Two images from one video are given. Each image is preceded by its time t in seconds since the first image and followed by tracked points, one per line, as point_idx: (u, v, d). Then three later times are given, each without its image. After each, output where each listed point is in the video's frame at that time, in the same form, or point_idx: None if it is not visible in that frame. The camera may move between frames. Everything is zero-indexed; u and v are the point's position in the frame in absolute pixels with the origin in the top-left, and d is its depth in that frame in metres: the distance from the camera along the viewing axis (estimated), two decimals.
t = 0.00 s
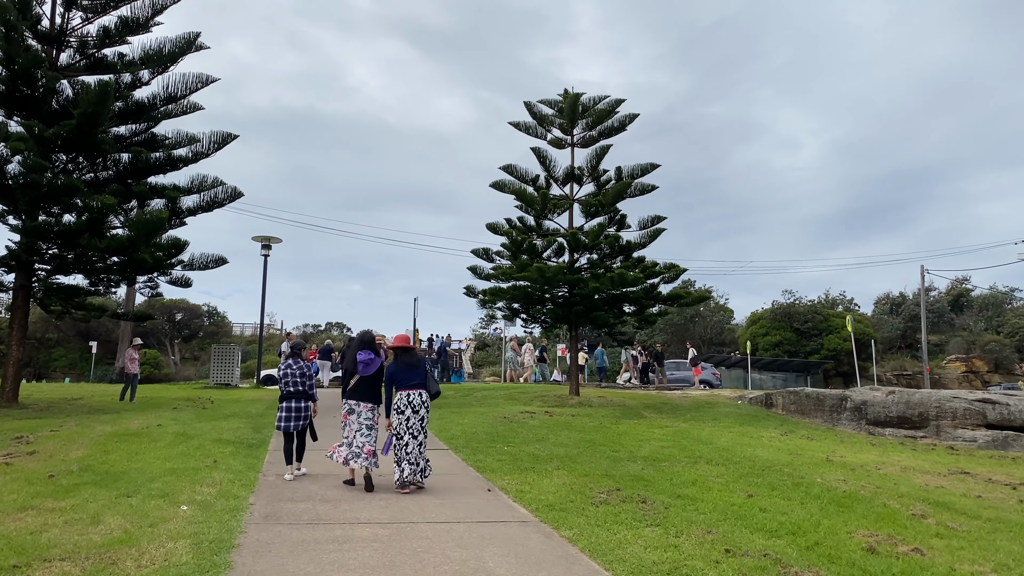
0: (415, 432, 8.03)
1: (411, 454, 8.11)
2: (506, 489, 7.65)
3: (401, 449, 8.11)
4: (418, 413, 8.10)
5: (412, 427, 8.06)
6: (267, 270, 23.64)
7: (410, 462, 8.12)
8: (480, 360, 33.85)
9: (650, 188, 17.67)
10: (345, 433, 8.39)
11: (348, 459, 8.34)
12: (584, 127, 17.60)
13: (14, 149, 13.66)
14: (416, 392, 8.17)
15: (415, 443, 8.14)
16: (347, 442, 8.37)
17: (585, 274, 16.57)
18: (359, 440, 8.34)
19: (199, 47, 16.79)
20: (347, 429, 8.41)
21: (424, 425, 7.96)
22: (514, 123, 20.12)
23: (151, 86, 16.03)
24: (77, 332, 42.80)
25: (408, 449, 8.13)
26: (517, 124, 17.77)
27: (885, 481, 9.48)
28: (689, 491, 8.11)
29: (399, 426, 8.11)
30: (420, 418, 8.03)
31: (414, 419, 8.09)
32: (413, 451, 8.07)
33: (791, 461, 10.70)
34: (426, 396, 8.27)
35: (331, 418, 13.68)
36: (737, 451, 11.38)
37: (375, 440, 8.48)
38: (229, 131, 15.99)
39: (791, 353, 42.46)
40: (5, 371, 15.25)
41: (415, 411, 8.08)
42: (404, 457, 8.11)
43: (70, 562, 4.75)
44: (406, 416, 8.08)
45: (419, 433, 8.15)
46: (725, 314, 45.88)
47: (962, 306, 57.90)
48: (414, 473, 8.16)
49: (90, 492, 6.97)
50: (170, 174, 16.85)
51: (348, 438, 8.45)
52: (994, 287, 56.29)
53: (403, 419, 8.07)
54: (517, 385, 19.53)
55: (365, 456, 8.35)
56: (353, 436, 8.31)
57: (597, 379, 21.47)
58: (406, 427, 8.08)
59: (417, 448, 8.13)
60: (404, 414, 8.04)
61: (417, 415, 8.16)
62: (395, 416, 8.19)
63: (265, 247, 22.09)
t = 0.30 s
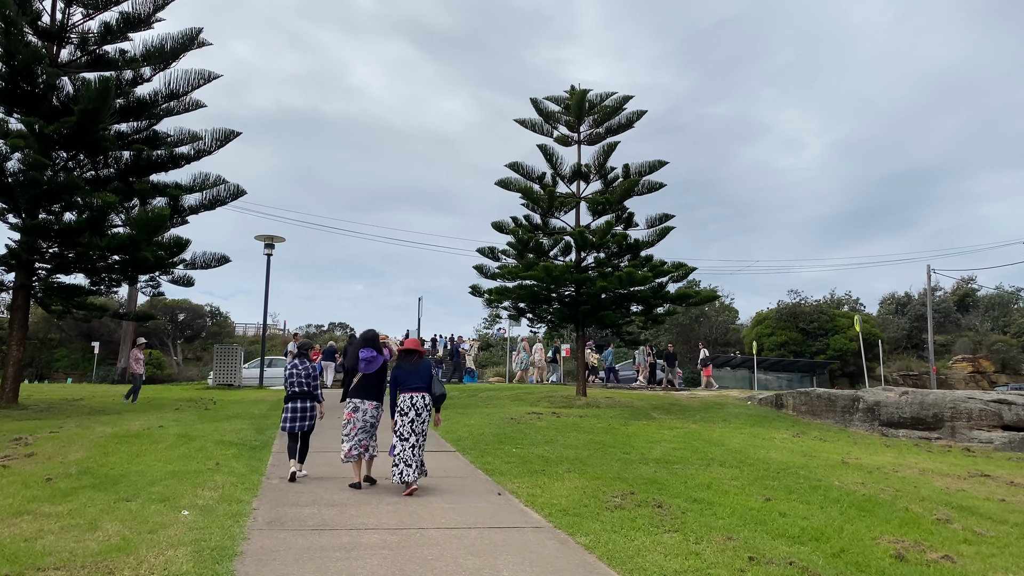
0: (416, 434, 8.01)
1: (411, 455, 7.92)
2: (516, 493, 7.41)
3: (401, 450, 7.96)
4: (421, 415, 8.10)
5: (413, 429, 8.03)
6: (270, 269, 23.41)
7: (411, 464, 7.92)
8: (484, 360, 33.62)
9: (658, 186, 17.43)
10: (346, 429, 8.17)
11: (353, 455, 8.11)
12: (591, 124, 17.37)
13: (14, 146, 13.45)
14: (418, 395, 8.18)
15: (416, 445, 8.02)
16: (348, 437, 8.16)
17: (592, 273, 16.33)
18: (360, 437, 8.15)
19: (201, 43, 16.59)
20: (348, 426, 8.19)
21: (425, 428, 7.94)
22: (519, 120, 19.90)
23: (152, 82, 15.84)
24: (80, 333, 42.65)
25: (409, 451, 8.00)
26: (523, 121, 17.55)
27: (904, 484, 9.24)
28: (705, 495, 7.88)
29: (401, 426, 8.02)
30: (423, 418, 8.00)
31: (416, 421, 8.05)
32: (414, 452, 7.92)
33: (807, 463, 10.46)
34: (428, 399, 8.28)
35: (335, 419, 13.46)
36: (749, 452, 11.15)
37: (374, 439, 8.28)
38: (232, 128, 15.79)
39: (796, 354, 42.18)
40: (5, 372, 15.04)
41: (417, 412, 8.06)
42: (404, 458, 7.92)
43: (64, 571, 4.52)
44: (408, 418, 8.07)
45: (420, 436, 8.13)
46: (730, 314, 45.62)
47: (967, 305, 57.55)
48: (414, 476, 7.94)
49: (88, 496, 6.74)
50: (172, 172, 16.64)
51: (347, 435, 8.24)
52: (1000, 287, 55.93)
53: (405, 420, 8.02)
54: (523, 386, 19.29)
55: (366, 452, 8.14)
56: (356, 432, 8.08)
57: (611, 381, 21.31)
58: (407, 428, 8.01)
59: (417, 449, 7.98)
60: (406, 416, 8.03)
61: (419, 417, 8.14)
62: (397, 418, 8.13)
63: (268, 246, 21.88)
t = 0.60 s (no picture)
0: (420, 435, 7.94)
1: (413, 457, 7.97)
2: (526, 501, 7.18)
3: (405, 451, 8.00)
4: (424, 416, 8.02)
5: (416, 430, 7.96)
6: (272, 270, 23.20)
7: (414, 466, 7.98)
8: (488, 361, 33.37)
9: (666, 186, 17.17)
10: (356, 434, 8.06)
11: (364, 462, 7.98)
12: (598, 123, 17.14)
13: (12, 145, 13.25)
14: (422, 394, 8.09)
15: (420, 447, 8.04)
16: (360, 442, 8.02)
17: (599, 273, 16.08)
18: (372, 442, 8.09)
19: (203, 41, 16.38)
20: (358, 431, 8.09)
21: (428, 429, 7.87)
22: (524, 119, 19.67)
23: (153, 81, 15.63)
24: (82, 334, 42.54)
25: (412, 452, 8.01)
26: (529, 120, 17.32)
27: (924, 490, 8.98)
28: (720, 502, 7.64)
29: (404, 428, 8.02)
30: (425, 419, 7.94)
31: (419, 421, 8.00)
32: (417, 454, 7.96)
33: (822, 469, 10.21)
34: (433, 399, 8.17)
35: (339, 422, 13.24)
36: (763, 457, 10.90)
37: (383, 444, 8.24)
38: (234, 127, 15.57)
39: (803, 355, 41.89)
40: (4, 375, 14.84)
41: (421, 413, 8.02)
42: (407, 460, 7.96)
43: None
44: (411, 418, 8.00)
45: (424, 436, 8.07)
46: (735, 314, 45.32)
47: (974, 306, 57.14)
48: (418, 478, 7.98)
49: (84, 505, 6.52)
50: (173, 172, 16.44)
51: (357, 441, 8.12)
52: (1008, 288, 55.52)
53: (408, 420, 7.99)
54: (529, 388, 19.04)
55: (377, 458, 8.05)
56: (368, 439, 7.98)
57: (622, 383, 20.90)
58: (410, 428, 7.99)
59: (421, 451, 8.02)
60: (409, 416, 7.98)
61: (423, 417, 8.06)
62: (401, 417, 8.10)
63: (271, 247, 21.67)
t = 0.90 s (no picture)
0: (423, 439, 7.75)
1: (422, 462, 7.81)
2: (540, 505, 6.93)
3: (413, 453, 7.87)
4: (427, 419, 7.80)
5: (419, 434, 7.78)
6: (276, 270, 22.97)
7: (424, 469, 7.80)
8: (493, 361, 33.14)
9: (676, 183, 16.90)
10: (366, 434, 8.00)
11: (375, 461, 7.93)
12: (606, 119, 16.87)
13: (13, 143, 13.05)
14: (425, 398, 7.88)
15: (428, 449, 7.84)
16: (371, 442, 7.97)
17: (608, 273, 15.80)
18: (382, 442, 7.97)
19: (206, 37, 16.16)
20: (369, 430, 8.03)
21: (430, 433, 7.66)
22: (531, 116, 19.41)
23: (156, 77, 15.41)
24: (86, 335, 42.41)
25: (420, 454, 7.85)
26: (537, 117, 17.07)
27: (948, 494, 8.72)
28: (741, 507, 7.39)
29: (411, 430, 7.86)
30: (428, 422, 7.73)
31: (424, 425, 7.81)
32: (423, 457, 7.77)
33: (842, 471, 9.94)
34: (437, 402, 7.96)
35: (345, 424, 13.01)
36: (779, 460, 10.65)
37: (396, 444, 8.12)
38: (238, 124, 15.34)
39: (810, 355, 41.60)
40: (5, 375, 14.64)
41: (422, 416, 7.80)
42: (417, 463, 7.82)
43: None
44: (415, 422, 7.82)
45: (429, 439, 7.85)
46: (741, 314, 45.03)
47: (982, 306, 56.71)
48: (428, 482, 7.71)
49: (83, 510, 6.28)
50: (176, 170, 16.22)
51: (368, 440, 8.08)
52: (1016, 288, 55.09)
53: (412, 423, 7.82)
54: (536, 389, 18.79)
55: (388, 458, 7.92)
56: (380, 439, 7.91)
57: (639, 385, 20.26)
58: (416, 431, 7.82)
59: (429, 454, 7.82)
60: (412, 420, 7.82)
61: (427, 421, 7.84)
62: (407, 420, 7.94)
63: (275, 246, 21.45)
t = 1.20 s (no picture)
0: (432, 439, 7.58)
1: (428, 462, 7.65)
2: (558, 515, 6.67)
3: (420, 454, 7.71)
4: (436, 419, 7.64)
5: (428, 434, 7.59)
6: (280, 271, 22.74)
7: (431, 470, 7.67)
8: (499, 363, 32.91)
9: (687, 183, 16.63)
10: (369, 442, 7.80)
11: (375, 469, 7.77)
12: (616, 118, 16.61)
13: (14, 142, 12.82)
14: (433, 397, 7.69)
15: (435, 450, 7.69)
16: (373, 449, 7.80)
17: (618, 273, 15.51)
18: (386, 449, 7.77)
19: (210, 35, 15.94)
20: (372, 438, 7.82)
21: (439, 432, 7.49)
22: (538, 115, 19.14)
23: (159, 75, 15.19)
24: (89, 336, 42.25)
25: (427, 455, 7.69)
26: (545, 116, 16.81)
27: (976, 502, 8.44)
28: (764, 516, 7.13)
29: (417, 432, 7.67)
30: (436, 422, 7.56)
31: (432, 425, 7.63)
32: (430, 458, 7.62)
33: (863, 478, 9.66)
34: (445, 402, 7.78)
35: (351, 428, 12.77)
36: (797, 466, 10.37)
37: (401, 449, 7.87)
38: (242, 123, 15.12)
39: (817, 357, 41.30)
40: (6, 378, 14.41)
41: (432, 417, 7.62)
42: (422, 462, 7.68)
43: None
44: (423, 423, 7.64)
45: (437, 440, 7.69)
46: (748, 316, 44.74)
47: (989, 307, 56.27)
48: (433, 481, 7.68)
49: (82, 521, 6.02)
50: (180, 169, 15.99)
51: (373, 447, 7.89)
52: None
53: (419, 425, 7.65)
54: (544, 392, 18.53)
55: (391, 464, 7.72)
56: (378, 446, 7.75)
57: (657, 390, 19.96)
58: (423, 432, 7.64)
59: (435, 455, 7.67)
60: (421, 420, 7.62)
61: (435, 421, 7.68)
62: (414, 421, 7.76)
63: (279, 247, 21.23)
